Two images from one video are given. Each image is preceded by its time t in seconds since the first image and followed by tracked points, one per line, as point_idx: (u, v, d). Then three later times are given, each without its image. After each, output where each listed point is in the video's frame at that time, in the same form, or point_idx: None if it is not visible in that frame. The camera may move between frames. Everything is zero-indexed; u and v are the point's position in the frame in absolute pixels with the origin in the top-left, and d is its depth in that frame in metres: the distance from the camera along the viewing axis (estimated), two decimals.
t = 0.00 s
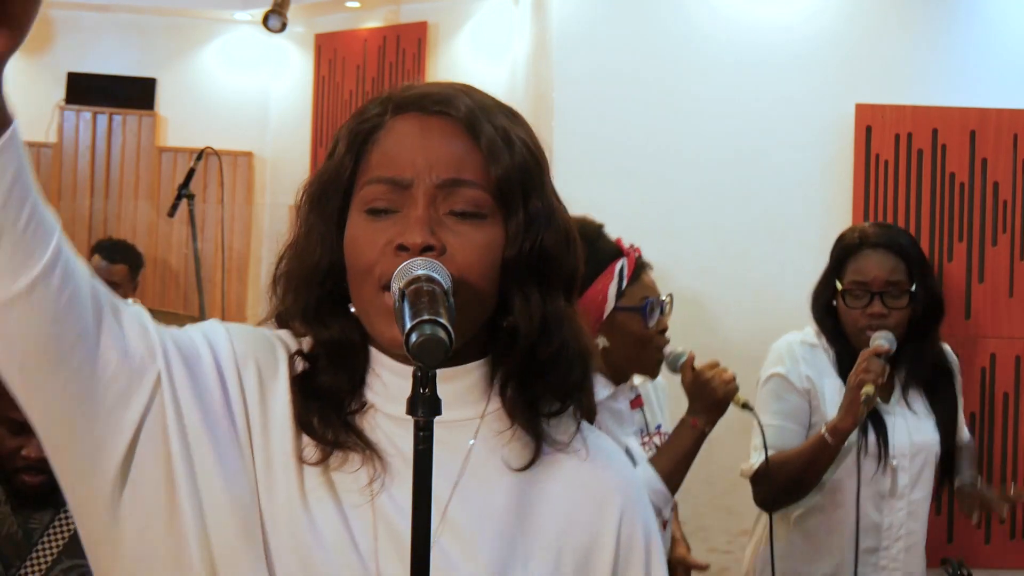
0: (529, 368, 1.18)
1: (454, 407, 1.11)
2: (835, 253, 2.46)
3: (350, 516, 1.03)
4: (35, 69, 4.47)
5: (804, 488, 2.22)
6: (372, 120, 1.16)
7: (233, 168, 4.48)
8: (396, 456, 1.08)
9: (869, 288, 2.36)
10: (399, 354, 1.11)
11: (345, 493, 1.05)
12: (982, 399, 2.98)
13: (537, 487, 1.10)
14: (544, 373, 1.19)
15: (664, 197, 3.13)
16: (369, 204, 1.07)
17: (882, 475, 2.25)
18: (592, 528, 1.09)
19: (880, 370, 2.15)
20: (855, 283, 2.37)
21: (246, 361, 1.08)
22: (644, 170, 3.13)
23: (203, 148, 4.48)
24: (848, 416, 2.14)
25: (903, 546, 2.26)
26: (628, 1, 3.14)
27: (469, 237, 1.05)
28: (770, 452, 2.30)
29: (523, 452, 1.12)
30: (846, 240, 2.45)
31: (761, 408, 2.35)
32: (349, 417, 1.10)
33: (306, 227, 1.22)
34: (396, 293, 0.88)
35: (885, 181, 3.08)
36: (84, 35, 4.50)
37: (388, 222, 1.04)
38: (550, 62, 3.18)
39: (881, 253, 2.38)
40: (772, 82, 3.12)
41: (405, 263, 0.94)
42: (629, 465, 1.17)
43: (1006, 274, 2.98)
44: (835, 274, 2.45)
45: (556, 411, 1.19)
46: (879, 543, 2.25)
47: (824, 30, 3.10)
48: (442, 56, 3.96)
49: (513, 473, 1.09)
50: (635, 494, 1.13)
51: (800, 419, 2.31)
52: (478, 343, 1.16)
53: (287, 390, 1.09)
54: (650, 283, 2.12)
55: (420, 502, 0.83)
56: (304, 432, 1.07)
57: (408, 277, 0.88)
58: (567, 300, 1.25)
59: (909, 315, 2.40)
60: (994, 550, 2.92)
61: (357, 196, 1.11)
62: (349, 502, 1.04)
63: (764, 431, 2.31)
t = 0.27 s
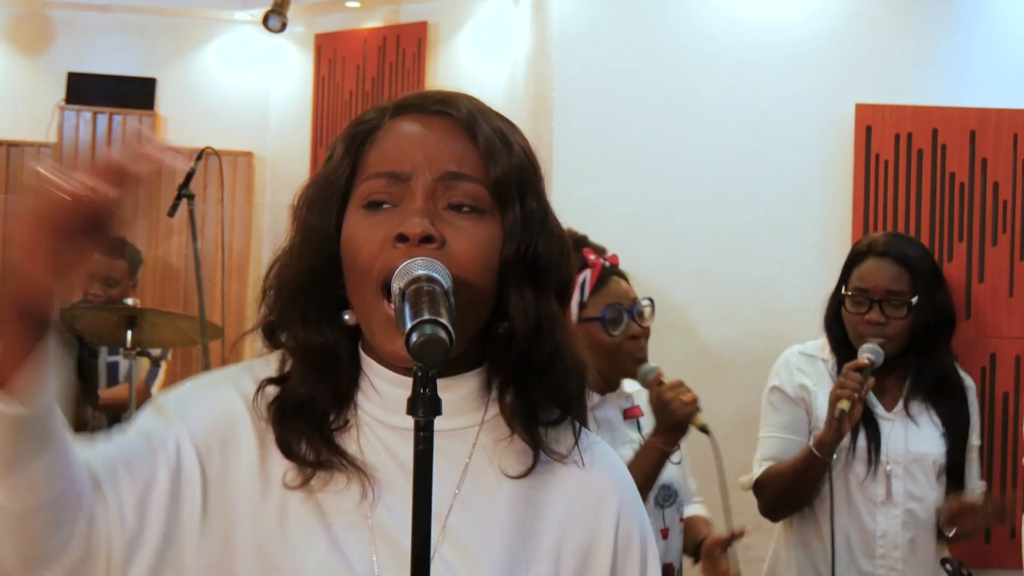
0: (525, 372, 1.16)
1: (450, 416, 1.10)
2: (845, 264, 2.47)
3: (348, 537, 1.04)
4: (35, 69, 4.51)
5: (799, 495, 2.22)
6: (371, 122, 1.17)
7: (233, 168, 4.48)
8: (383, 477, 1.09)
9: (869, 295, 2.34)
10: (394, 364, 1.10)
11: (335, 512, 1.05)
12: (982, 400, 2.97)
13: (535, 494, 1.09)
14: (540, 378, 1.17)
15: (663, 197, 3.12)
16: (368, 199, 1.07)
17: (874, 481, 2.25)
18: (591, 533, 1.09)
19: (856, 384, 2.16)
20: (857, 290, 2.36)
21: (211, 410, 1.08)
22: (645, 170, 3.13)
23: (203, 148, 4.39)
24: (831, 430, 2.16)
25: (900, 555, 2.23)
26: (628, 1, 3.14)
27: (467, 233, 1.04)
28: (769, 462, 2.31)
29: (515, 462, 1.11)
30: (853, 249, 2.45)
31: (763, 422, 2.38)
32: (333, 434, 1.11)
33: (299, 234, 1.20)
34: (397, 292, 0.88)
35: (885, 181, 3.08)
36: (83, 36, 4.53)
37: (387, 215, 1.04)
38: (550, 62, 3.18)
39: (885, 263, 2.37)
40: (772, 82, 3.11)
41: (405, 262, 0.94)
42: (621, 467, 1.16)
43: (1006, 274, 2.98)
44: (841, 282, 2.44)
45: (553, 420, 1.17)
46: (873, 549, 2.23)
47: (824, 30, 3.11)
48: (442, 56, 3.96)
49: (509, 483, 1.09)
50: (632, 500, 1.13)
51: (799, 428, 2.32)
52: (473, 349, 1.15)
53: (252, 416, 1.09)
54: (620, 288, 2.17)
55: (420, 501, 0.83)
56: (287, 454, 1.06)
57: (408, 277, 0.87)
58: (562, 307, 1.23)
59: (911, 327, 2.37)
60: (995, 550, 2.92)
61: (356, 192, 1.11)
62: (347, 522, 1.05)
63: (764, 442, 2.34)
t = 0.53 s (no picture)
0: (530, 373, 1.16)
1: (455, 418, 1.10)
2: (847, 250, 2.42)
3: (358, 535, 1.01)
4: (35, 69, 4.49)
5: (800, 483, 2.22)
6: (377, 127, 1.13)
7: (233, 168, 4.49)
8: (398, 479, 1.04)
9: (865, 280, 2.29)
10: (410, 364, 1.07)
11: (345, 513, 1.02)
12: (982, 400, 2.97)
13: (540, 497, 1.08)
14: (546, 377, 1.16)
15: (664, 196, 3.12)
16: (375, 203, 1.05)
17: (868, 462, 2.24)
18: (597, 535, 1.06)
19: (843, 360, 2.10)
20: (854, 275, 2.31)
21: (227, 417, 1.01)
22: (644, 170, 3.13)
23: (203, 148, 4.49)
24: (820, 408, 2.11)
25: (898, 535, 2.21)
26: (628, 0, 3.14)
27: (474, 237, 1.03)
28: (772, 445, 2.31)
29: (524, 464, 1.10)
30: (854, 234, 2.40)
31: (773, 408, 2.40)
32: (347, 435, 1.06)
33: (310, 239, 1.20)
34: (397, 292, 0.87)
35: (885, 181, 3.08)
36: (84, 35, 4.53)
37: (394, 221, 1.03)
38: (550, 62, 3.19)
39: (883, 248, 2.31)
40: (772, 82, 3.12)
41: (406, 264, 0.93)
42: (625, 468, 1.14)
43: (1006, 274, 2.98)
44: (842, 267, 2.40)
45: (560, 422, 1.16)
46: (871, 531, 2.23)
47: (824, 30, 3.11)
48: (442, 56, 3.96)
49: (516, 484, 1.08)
50: (638, 501, 1.11)
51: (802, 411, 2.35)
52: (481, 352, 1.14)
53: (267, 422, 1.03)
54: (604, 260, 2.31)
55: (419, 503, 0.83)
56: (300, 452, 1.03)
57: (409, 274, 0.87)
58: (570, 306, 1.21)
59: (910, 312, 2.30)
60: (995, 550, 2.92)
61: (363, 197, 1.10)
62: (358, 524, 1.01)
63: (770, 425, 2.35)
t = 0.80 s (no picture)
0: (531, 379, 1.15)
1: (456, 425, 1.11)
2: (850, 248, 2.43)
3: (365, 544, 1.02)
4: (35, 69, 4.49)
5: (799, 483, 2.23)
6: (374, 135, 1.12)
7: (233, 168, 4.48)
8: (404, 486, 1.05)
9: (865, 277, 2.30)
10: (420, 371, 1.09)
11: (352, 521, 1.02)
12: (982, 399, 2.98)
13: (541, 501, 1.09)
14: (548, 384, 1.15)
15: (664, 196, 3.12)
16: (375, 215, 1.04)
17: (864, 461, 2.24)
18: (597, 537, 1.08)
19: (837, 358, 2.08)
20: (855, 272, 2.32)
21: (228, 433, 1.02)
22: (645, 170, 3.13)
23: (203, 148, 4.46)
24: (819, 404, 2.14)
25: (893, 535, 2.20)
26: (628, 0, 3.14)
27: (474, 247, 1.02)
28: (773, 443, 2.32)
29: (522, 470, 1.11)
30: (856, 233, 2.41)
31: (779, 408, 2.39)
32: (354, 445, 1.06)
33: (305, 249, 1.17)
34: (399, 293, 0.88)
35: (885, 181, 3.09)
36: (84, 35, 4.53)
37: (395, 233, 1.02)
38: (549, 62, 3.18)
39: (885, 246, 2.32)
40: (772, 82, 3.12)
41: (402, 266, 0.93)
42: (618, 470, 1.16)
43: (1006, 274, 2.98)
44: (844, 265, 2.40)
45: (557, 426, 1.16)
46: (867, 531, 2.22)
47: (824, 30, 3.10)
48: (442, 56, 3.96)
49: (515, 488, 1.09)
50: (633, 503, 1.13)
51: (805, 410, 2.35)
52: (481, 361, 1.14)
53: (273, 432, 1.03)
54: (607, 255, 2.33)
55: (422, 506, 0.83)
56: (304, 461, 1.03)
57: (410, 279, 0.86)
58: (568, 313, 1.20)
59: (911, 310, 2.30)
60: (995, 550, 2.92)
61: (362, 207, 1.08)
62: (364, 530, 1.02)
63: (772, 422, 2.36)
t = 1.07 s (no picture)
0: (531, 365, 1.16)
1: (462, 416, 1.11)
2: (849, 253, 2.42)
3: (383, 539, 1.02)
4: (35, 69, 4.46)
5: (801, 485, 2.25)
6: (358, 131, 1.13)
7: (233, 168, 4.49)
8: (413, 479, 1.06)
9: (866, 284, 2.30)
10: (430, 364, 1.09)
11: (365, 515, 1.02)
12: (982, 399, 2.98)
13: (551, 482, 1.09)
14: (542, 371, 1.16)
15: (664, 196, 3.13)
16: (370, 209, 1.04)
17: (864, 464, 2.25)
18: (603, 516, 1.10)
19: (834, 368, 2.09)
20: (855, 279, 2.32)
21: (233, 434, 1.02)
22: (645, 170, 3.14)
23: (203, 148, 4.49)
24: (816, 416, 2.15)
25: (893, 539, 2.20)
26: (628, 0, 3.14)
27: (469, 235, 1.02)
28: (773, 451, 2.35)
29: (526, 453, 1.12)
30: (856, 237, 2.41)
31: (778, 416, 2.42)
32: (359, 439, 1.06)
33: (295, 248, 1.16)
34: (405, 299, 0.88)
35: (885, 181, 3.09)
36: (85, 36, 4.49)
37: (392, 225, 1.02)
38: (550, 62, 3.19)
39: (885, 251, 2.32)
40: (771, 82, 3.12)
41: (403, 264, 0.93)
42: (618, 449, 1.17)
43: (1006, 274, 2.98)
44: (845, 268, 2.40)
45: (555, 406, 1.17)
46: (866, 535, 2.22)
47: (824, 30, 3.11)
48: (442, 56, 3.96)
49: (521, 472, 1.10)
50: (634, 481, 1.15)
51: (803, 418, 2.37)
52: (477, 354, 1.14)
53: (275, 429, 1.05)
54: (608, 255, 2.34)
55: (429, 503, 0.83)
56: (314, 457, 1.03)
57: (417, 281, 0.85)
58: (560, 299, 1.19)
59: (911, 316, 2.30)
60: (995, 549, 2.92)
61: (354, 202, 1.08)
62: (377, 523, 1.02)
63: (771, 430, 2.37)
